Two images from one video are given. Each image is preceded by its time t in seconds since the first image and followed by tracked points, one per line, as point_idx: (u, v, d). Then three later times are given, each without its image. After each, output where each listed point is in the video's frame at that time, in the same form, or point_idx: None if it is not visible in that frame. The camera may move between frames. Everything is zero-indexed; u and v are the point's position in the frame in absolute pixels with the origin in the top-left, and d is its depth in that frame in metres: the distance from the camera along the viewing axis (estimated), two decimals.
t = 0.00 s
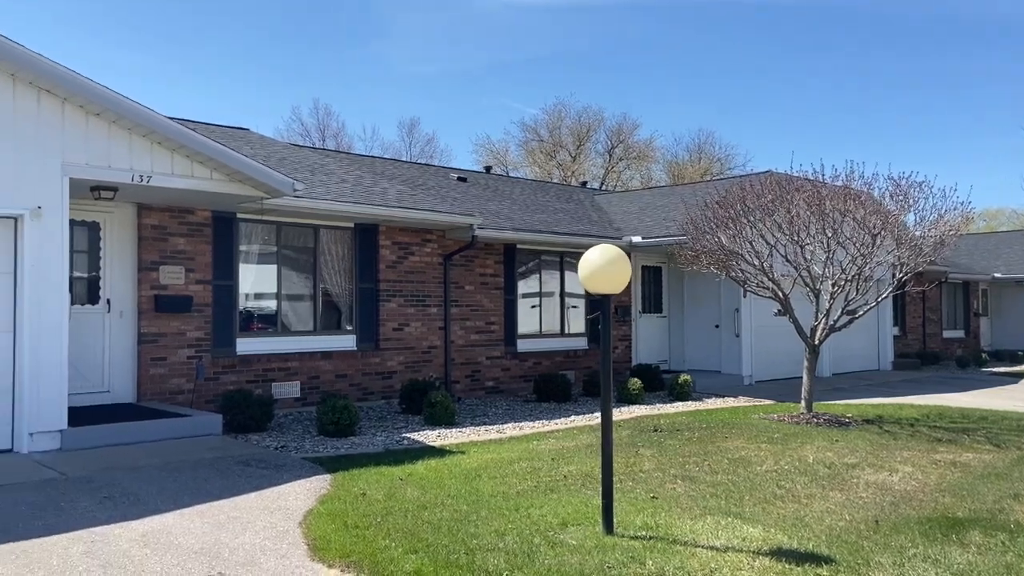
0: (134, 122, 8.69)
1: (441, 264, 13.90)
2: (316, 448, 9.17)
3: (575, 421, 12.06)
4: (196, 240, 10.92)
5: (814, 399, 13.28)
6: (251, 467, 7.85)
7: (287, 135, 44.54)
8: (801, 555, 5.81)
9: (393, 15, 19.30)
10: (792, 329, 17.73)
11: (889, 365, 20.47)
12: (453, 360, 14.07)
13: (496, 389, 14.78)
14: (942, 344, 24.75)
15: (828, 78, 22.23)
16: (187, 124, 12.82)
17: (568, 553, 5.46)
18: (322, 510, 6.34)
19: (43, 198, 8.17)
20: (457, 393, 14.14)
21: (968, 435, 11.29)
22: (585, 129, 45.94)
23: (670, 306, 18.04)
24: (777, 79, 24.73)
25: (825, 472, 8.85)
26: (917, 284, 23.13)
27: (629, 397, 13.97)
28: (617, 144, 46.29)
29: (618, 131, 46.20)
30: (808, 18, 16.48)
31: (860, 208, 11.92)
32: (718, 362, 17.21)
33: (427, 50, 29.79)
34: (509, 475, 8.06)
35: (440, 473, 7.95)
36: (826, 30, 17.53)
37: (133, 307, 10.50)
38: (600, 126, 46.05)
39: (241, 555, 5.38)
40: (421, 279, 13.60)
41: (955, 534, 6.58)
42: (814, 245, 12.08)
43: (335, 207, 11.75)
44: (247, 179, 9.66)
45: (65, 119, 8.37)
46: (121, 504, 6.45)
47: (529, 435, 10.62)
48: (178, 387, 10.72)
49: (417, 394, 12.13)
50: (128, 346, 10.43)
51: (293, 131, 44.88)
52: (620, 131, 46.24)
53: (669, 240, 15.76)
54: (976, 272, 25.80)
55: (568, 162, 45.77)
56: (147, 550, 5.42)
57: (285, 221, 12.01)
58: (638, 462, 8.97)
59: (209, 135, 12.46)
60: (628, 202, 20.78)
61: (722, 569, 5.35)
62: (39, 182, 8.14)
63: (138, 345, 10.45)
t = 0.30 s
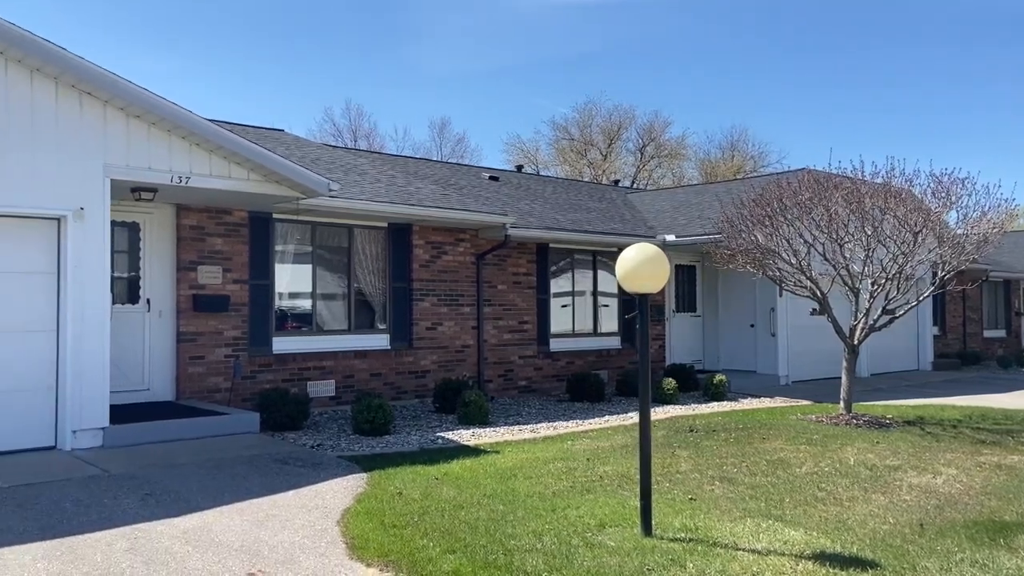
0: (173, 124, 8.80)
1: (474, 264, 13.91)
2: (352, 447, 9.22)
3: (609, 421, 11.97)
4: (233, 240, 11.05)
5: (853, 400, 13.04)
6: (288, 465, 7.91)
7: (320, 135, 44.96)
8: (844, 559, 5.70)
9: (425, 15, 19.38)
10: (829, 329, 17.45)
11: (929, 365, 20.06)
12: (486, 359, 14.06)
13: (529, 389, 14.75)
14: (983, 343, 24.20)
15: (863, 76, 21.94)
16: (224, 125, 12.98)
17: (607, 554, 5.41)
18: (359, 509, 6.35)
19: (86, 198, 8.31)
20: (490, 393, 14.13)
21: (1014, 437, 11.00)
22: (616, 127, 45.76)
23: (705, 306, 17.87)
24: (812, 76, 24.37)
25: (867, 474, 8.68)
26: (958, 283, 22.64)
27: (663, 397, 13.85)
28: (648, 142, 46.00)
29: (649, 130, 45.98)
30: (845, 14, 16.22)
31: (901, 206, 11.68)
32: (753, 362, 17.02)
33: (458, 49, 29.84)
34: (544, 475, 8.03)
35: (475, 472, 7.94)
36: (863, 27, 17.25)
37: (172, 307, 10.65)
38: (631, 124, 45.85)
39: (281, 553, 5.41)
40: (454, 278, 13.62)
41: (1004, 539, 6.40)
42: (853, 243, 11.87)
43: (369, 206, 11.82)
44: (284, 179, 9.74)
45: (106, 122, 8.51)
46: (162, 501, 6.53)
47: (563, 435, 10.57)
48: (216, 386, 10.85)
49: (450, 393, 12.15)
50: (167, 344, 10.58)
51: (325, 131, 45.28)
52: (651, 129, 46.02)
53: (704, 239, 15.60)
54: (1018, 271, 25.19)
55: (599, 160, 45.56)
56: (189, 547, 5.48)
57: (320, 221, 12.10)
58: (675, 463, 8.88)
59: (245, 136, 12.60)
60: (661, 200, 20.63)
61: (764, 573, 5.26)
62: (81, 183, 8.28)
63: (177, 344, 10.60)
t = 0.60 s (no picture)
0: (214, 125, 8.89)
1: (509, 263, 13.88)
2: (389, 446, 9.24)
3: (646, 422, 11.87)
4: (272, 240, 11.16)
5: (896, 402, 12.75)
6: (327, 464, 7.94)
7: (354, 136, 45.26)
8: (894, 565, 5.55)
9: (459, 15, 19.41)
10: (869, 329, 17.12)
11: (974, 366, 19.59)
12: (522, 359, 14.02)
13: (564, 389, 14.67)
14: None
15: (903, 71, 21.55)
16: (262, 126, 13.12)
17: (650, 558, 5.34)
18: (400, 509, 6.35)
19: (130, 199, 8.44)
20: (525, 392, 14.09)
21: None
22: (650, 125, 45.46)
23: (742, 305, 17.65)
24: (850, 72, 23.97)
25: (913, 477, 8.48)
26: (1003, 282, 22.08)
27: (700, 398, 13.69)
28: (682, 140, 45.62)
29: (683, 128, 45.71)
30: (886, 10, 15.91)
31: (946, 204, 11.42)
32: (792, 362, 16.74)
33: (490, 49, 29.86)
34: (583, 476, 7.96)
35: (513, 473, 7.90)
36: (905, 22, 16.92)
37: (212, 306, 10.75)
38: (665, 122, 45.58)
39: (323, 551, 5.43)
40: (489, 277, 13.60)
41: None
42: (897, 241, 11.63)
43: (406, 206, 11.85)
44: (322, 179, 9.80)
45: (149, 123, 8.62)
46: (205, 499, 6.59)
47: (600, 436, 10.49)
48: (256, 384, 10.95)
49: (486, 392, 12.14)
50: (207, 343, 10.70)
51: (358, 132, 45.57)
52: (685, 127, 45.75)
53: (741, 238, 15.40)
54: None
55: (632, 158, 45.24)
56: (232, 544, 5.52)
57: (357, 221, 12.16)
58: (715, 465, 8.76)
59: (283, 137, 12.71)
60: (696, 199, 20.43)
61: None
62: (125, 184, 8.41)
63: (217, 342, 10.71)
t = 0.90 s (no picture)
0: (255, 124, 8.94)
1: (546, 262, 13.80)
2: (427, 444, 9.22)
3: (685, 423, 11.71)
4: (310, 238, 11.22)
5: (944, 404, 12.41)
6: (366, 462, 7.93)
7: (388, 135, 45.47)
8: (950, 572, 5.36)
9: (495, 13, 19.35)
10: (914, 329, 16.71)
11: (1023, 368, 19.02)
12: (559, 358, 13.93)
13: (601, 388, 14.54)
14: None
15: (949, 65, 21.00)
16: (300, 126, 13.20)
17: (697, 562, 5.22)
18: (440, 508, 6.31)
19: (172, 197, 8.52)
20: (562, 391, 13.99)
21: None
22: (685, 123, 45.00)
23: (782, 305, 17.36)
24: (894, 66, 23.46)
25: (964, 482, 8.21)
26: None
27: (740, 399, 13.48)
28: (718, 138, 45.12)
29: (719, 125, 45.19)
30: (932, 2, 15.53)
31: (997, 201, 11.09)
32: (834, 363, 16.41)
33: (526, 47, 29.77)
34: (624, 477, 7.84)
35: (553, 473, 7.82)
36: (952, 15, 16.49)
37: (252, 304, 10.83)
38: (701, 120, 45.09)
39: (365, 550, 5.41)
40: (526, 276, 13.53)
41: None
42: (945, 239, 11.32)
43: (443, 204, 11.83)
44: (360, 178, 9.82)
45: (191, 122, 8.69)
46: (247, 496, 6.61)
47: (639, 436, 10.36)
48: (295, 381, 11.02)
49: (523, 392, 12.07)
50: (246, 340, 10.77)
51: (393, 131, 45.77)
52: (721, 125, 45.24)
53: (782, 236, 15.12)
54: None
55: (667, 157, 44.80)
56: (274, 542, 5.52)
57: (394, 219, 12.17)
58: (758, 468, 8.59)
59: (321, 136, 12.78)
60: (735, 197, 20.14)
61: None
62: (168, 182, 8.50)
63: (257, 340, 10.78)
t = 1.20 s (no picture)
0: (294, 121, 8.95)
1: (583, 260, 13.66)
2: (465, 443, 9.15)
3: (726, 424, 11.48)
4: (348, 236, 11.23)
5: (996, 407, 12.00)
6: (404, 459, 7.89)
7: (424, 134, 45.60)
8: None
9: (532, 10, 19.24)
10: (962, 329, 16.23)
11: None
12: (596, 356, 13.78)
13: (639, 388, 14.36)
14: None
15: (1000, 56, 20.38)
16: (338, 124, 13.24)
17: (744, 568, 5.06)
18: (479, 508, 6.22)
19: (213, 194, 8.57)
20: (599, 391, 13.83)
21: None
22: (723, 120, 44.46)
23: (824, 304, 17.00)
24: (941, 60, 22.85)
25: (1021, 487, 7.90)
26: None
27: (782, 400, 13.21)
28: (757, 135, 44.48)
29: (758, 122, 44.54)
30: None
31: None
32: (878, 364, 16.01)
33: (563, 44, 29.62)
34: (665, 479, 7.69)
35: (593, 473, 7.70)
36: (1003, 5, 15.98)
37: (291, 300, 10.86)
38: (739, 117, 44.50)
39: (405, 550, 5.35)
40: (564, 274, 13.41)
41: None
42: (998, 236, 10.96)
43: (481, 202, 11.76)
44: (399, 174, 9.80)
45: (232, 119, 8.73)
46: (286, 492, 6.60)
47: (679, 437, 10.18)
48: (333, 378, 11.03)
49: (560, 391, 11.94)
50: (285, 337, 10.82)
51: (428, 130, 45.90)
52: (760, 121, 44.49)
53: (826, 234, 14.79)
54: None
55: (704, 154, 44.29)
56: (314, 540, 5.48)
57: (431, 217, 12.13)
58: (803, 470, 8.37)
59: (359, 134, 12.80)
60: (776, 194, 19.79)
61: None
62: (208, 180, 8.55)
63: (295, 337, 10.82)
